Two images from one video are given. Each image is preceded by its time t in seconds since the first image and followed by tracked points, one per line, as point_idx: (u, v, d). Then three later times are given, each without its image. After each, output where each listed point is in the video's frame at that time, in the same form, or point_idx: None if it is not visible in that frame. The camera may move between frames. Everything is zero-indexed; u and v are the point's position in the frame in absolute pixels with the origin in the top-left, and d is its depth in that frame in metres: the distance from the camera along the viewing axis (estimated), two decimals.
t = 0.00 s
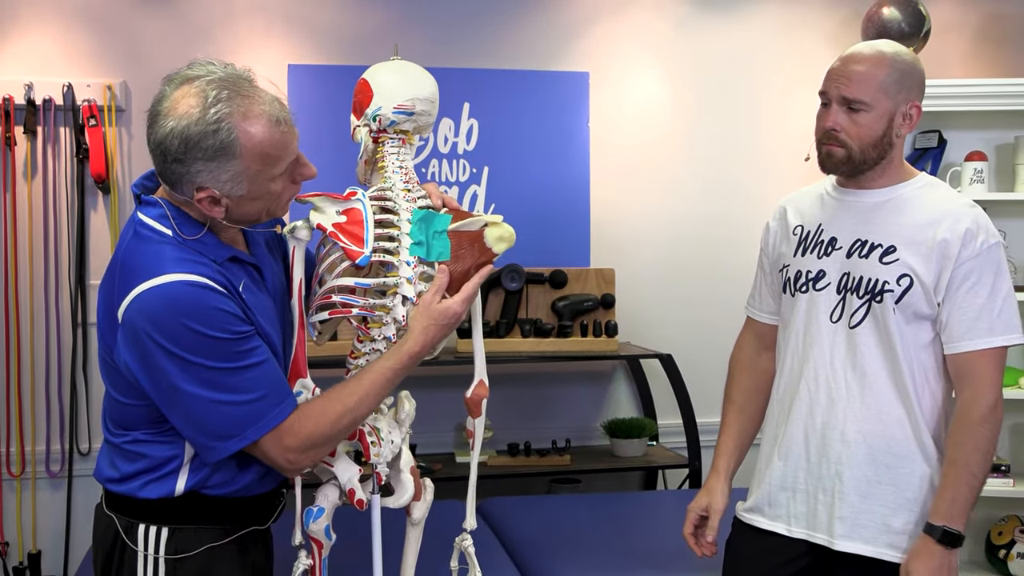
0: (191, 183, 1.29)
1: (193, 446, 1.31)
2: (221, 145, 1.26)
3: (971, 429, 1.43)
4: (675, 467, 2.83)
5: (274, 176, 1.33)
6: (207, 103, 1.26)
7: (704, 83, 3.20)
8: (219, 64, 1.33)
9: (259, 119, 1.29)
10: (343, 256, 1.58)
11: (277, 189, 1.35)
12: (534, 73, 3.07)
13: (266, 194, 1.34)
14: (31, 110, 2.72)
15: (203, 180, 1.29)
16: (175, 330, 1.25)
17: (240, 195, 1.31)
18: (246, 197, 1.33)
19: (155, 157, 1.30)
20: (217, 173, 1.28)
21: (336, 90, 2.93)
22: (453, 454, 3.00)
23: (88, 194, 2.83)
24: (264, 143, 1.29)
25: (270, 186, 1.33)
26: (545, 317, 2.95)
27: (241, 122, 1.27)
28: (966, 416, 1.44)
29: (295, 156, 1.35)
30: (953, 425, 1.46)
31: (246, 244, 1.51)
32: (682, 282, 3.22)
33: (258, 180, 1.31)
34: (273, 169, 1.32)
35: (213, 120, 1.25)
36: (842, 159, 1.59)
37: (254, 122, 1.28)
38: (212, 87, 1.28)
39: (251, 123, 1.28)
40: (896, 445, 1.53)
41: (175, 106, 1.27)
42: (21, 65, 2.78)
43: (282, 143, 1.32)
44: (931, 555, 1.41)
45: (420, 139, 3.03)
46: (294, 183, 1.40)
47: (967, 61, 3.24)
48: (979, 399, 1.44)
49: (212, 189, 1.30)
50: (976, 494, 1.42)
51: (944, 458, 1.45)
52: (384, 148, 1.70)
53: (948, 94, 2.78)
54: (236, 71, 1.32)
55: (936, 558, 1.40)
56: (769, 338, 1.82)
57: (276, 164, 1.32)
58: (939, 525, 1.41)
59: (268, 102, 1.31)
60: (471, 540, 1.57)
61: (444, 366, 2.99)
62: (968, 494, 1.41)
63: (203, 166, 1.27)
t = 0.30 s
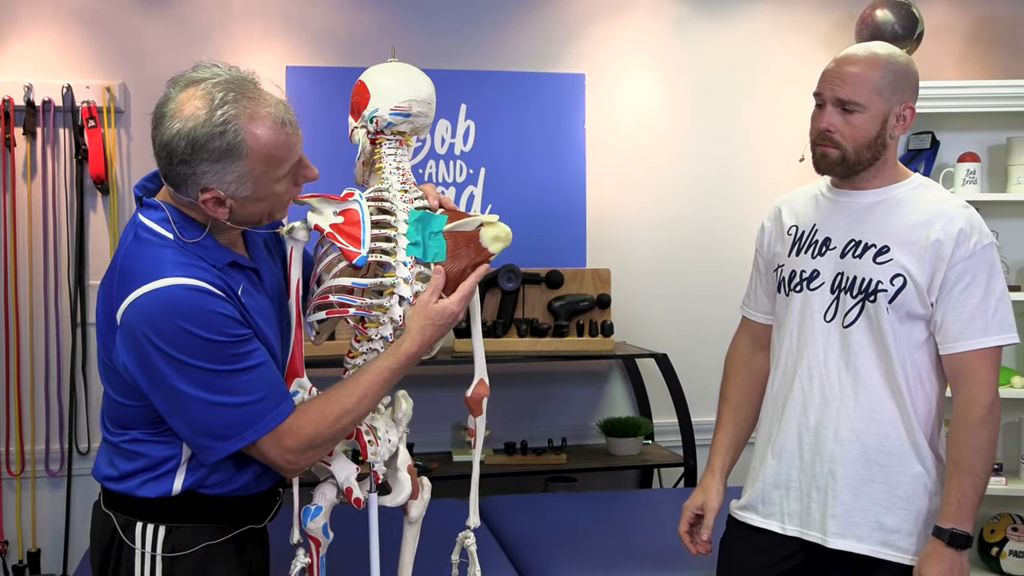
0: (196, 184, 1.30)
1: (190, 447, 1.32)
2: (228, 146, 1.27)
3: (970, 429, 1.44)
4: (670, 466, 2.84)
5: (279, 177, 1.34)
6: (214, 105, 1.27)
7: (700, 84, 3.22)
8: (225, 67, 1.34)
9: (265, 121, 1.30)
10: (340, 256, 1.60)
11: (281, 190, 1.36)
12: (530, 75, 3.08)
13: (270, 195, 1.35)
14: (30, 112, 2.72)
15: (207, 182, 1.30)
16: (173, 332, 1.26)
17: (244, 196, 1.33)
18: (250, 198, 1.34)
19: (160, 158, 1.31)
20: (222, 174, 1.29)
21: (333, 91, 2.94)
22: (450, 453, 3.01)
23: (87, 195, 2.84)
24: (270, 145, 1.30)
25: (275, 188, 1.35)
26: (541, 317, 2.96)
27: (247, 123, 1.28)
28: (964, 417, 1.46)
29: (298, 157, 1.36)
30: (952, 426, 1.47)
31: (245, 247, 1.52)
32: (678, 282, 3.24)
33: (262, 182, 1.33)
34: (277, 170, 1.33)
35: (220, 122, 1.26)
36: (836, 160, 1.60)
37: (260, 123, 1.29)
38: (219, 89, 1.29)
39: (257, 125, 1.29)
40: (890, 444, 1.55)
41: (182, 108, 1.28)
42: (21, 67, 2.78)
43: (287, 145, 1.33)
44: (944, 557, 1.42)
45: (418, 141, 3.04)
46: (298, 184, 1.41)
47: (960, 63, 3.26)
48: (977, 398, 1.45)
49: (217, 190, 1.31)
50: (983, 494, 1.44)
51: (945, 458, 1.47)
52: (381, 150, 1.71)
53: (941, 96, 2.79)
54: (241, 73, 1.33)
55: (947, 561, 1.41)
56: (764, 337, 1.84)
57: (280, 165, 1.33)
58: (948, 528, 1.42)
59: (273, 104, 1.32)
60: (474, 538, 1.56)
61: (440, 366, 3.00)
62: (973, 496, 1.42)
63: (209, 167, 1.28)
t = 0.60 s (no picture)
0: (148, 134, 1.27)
1: (178, 435, 1.32)
2: (169, 87, 1.23)
3: (964, 428, 1.46)
4: (666, 465, 2.86)
5: (219, 141, 1.24)
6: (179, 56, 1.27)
7: (696, 86, 3.23)
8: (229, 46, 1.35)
9: (214, 77, 1.24)
10: (339, 257, 1.61)
11: (224, 163, 1.25)
12: (527, 77, 3.10)
13: (213, 164, 1.25)
14: (31, 113, 2.73)
15: (153, 129, 1.26)
16: (161, 320, 1.26)
17: (183, 152, 1.25)
18: (189, 159, 1.25)
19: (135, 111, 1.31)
20: (162, 120, 1.24)
21: (330, 93, 2.96)
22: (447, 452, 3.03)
23: (87, 196, 2.85)
24: (212, 102, 1.23)
25: (217, 153, 1.25)
26: (537, 316, 2.98)
27: (195, 73, 1.24)
28: (958, 416, 1.47)
29: (250, 130, 1.26)
30: (945, 424, 1.49)
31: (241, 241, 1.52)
32: (673, 282, 3.25)
33: (202, 141, 1.24)
34: (219, 131, 1.24)
35: (171, 66, 1.24)
36: (832, 162, 1.62)
37: (207, 77, 1.24)
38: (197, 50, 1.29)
39: (205, 78, 1.24)
40: (885, 443, 1.56)
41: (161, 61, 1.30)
42: (21, 69, 2.79)
43: (238, 112, 1.25)
44: (933, 554, 1.43)
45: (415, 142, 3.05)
46: (257, 172, 1.28)
47: (953, 64, 3.27)
48: (970, 397, 1.46)
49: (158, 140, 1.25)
50: (974, 492, 1.45)
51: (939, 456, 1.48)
52: (378, 151, 1.72)
53: (934, 97, 2.81)
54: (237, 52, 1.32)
55: (936, 557, 1.43)
56: (758, 336, 1.85)
57: (223, 129, 1.24)
58: (938, 525, 1.43)
59: (236, 71, 1.27)
60: (471, 535, 1.57)
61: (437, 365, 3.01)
62: (963, 494, 1.44)
63: (152, 111, 1.24)
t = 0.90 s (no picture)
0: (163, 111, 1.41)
1: (154, 405, 1.33)
2: (176, 73, 1.35)
3: (959, 426, 1.47)
4: (664, 465, 2.87)
5: (195, 129, 1.33)
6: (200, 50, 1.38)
7: (693, 88, 3.24)
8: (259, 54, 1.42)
9: (209, 72, 1.32)
10: (337, 257, 1.61)
11: (195, 147, 1.33)
12: (526, 79, 3.11)
13: (186, 144, 1.34)
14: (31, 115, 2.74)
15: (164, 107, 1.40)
16: (138, 285, 1.29)
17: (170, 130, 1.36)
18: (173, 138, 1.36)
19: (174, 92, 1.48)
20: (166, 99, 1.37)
21: (329, 95, 2.97)
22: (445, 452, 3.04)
23: (87, 197, 2.86)
24: (206, 90, 1.32)
25: (190, 138, 1.33)
26: (535, 317, 2.99)
27: (197, 66, 1.34)
28: (953, 415, 1.48)
29: (223, 126, 1.33)
30: (941, 423, 1.50)
31: (233, 234, 1.56)
32: (671, 283, 3.26)
33: (185, 125, 1.34)
34: (197, 120, 1.32)
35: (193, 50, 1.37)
36: (828, 162, 1.63)
37: (208, 67, 1.33)
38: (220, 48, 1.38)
39: (202, 72, 1.33)
40: (881, 442, 1.57)
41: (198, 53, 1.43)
42: (22, 71, 2.80)
43: (224, 105, 1.32)
44: (923, 550, 1.44)
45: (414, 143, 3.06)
46: (222, 168, 1.34)
47: (949, 67, 3.29)
48: (964, 396, 1.48)
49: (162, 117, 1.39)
50: (968, 490, 1.46)
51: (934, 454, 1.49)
52: (380, 152, 1.73)
53: (930, 99, 2.82)
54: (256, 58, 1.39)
55: (927, 554, 1.44)
56: (755, 337, 1.86)
57: (200, 119, 1.32)
58: (930, 522, 1.45)
59: (233, 73, 1.33)
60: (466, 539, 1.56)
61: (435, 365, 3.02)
62: (955, 491, 1.45)
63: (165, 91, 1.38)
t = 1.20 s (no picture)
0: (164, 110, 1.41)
1: (154, 404, 1.33)
2: (179, 72, 1.35)
3: (960, 426, 1.47)
4: (664, 465, 2.87)
5: (200, 126, 1.33)
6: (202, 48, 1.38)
7: (693, 88, 3.24)
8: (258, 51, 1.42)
9: (211, 70, 1.32)
10: (338, 257, 1.61)
11: (200, 145, 1.33)
12: (526, 80, 3.11)
13: (190, 143, 1.34)
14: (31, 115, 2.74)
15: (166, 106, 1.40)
16: (137, 283, 1.29)
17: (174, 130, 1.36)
18: (178, 138, 1.36)
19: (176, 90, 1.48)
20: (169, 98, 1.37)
21: (329, 95, 2.97)
22: (446, 452, 3.04)
23: (87, 198, 2.86)
24: (208, 89, 1.32)
25: (195, 136, 1.33)
26: (535, 317, 2.99)
27: (200, 65, 1.33)
28: (954, 415, 1.48)
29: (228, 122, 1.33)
30: (942, 422, 1.50)
31: (234, 234, 1.56)
32: (671, 284, 3.26)
33: (189, 123, 1.34)
34: (201, 117, 1.32)
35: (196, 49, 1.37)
36: (825, 163, 1.63)
37: (210, 66, 1.33)
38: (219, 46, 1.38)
39: (204, 70, 1.33)
40: (881, 443, 1.57)
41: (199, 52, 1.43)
42: (21, 72, 2.80)
43: (226, 104, 1.32)
44: (930, 552, 1.44)
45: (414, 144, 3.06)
46: (227, 165, 1.34)
47: (949, 68, 3.29)
48: (965, 396, 1.48)
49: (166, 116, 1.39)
50: (970, 490, 1.46)
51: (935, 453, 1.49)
52: (383, 154, 1.72)
53: (931, 100, 2.82)
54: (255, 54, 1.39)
55: (934, 556, 1.44)
56: (755, 339, 1.86)
57: (205, 117, 1.32)
58: (936, 524, 1.44)
59: (234, 69, 1.34)
60: (473, 542, 1.54)
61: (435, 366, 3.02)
62: (960, 492, 1.45)
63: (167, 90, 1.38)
